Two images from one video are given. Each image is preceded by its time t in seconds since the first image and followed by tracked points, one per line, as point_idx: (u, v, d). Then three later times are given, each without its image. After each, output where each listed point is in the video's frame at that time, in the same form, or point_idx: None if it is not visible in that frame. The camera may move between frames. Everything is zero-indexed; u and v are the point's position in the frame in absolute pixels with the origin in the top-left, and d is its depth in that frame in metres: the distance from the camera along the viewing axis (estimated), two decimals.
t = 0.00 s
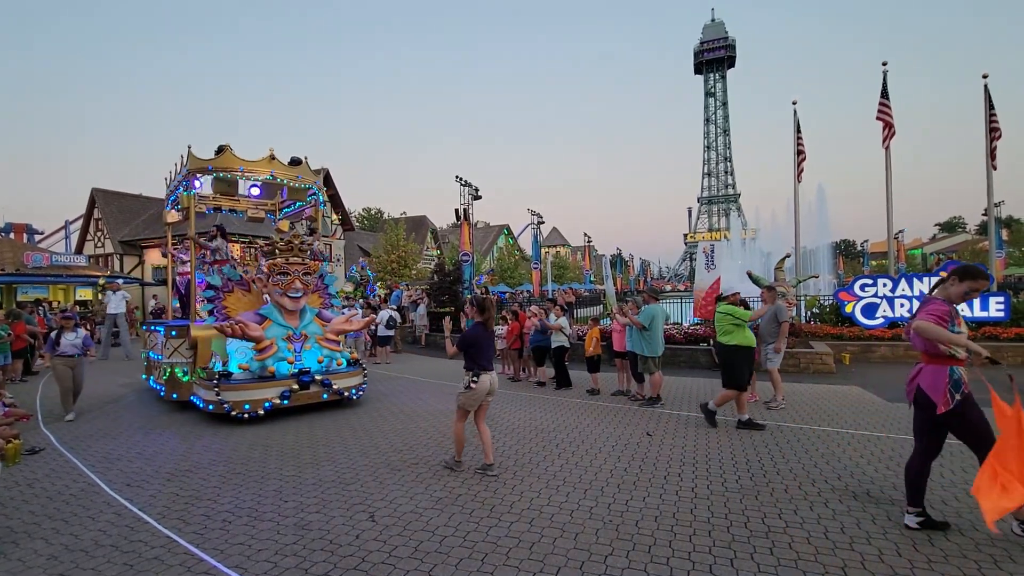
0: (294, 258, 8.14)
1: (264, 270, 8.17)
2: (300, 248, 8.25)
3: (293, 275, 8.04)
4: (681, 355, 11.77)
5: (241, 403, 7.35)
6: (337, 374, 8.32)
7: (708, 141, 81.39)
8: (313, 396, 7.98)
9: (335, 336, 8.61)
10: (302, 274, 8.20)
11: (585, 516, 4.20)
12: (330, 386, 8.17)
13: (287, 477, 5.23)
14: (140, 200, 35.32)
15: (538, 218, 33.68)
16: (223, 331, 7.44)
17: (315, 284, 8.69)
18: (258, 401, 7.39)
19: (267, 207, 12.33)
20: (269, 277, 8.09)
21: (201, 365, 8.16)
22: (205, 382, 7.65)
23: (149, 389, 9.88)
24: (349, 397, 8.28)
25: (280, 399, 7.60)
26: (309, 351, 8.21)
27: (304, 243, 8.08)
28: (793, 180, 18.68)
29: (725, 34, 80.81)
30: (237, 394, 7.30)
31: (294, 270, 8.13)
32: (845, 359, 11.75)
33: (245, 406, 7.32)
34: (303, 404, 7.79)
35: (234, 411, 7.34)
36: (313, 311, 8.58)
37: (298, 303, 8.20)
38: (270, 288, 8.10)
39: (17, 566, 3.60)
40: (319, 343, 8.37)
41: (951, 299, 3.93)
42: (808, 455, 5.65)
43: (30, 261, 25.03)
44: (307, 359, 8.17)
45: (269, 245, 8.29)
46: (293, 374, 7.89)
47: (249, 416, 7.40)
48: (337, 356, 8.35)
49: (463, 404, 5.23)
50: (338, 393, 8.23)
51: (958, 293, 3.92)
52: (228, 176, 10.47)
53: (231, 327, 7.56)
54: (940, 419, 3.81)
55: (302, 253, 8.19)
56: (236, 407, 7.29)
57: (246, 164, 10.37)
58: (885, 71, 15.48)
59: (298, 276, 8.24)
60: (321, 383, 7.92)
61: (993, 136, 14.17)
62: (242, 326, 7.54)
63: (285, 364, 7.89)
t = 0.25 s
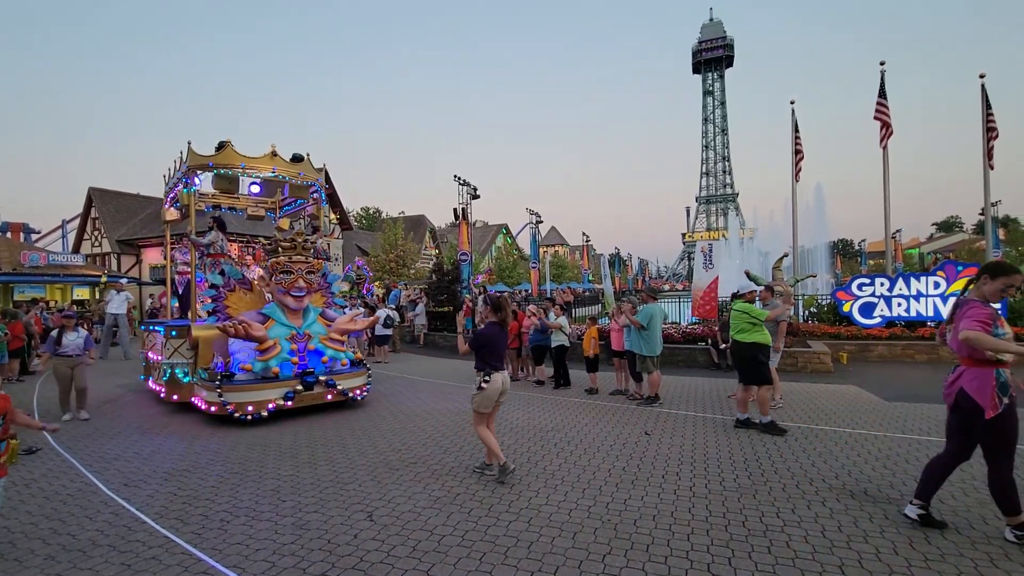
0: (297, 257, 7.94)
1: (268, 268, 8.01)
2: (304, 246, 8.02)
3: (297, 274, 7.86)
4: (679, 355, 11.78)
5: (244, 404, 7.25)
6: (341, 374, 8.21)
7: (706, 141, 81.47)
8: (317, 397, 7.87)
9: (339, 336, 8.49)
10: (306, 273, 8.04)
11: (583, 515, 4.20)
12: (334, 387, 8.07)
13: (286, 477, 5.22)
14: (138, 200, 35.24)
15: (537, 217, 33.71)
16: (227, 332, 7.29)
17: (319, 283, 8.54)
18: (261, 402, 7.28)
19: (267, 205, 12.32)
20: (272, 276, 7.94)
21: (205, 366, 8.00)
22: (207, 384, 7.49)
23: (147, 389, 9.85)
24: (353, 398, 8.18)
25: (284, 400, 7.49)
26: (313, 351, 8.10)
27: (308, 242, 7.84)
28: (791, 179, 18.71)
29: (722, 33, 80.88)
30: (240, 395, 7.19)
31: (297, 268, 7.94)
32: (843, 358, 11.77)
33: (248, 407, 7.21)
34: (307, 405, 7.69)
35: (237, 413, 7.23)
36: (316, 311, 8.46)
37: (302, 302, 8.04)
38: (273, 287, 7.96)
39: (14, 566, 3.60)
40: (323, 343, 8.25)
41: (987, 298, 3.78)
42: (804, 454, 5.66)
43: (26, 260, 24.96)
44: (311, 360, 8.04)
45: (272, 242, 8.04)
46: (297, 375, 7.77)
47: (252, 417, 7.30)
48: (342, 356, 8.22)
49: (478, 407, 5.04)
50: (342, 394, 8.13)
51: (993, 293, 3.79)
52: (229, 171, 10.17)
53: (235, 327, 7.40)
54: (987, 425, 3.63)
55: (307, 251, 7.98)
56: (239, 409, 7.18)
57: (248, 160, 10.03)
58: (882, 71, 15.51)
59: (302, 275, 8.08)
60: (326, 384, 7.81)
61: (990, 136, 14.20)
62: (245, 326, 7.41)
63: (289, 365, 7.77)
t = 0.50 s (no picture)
0: (301, 255, 7.85)
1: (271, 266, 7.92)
2: (307, 244, 7.94)
3: (301, 271, 7.76)
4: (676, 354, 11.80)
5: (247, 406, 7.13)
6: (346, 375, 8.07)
7: (703, 140, 81.54)
8: (321, 398, 7.75)
9: (343, 335, 8.39)
10: (310, 271, 7.94)
11: (581, 514, 4.20)
12: (339, 387, 7.95)
13: (283, 476, 5.21)
14: (134, 198, 35.11)
15: (534, 217, 33.69)
16: (229, 331, 7.26)
17: (322, 282, 8.46)
18: (264, 404, 7.17)
19: (267, 203, 12.19)
20: (275, 274, 7.84)
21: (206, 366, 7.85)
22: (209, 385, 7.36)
23: (144, 389, 9.82)
24: (358, 399, 8.07)
25: (288, 400, 7.37)
26: (317, 351, 7.97)
27: (311, 239, 7.75)
28: (788, 179, 18.73)
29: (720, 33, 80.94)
30: (243, 397, 7.08)
31: (301, 266, 7.84)
32: (839, 358, 11.79)
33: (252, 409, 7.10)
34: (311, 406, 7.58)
35: (240, 415, 7.10)
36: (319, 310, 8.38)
37: (305, 301, 7.92)
38: (276, 285, 7.85)
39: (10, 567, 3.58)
40: (327, 343, 8.13)
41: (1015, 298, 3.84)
42: (801, 453, 5.67)
43: (22, 259, 24.85)
44: (315, 360, 7.92)
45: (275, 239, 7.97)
46: (300, 375, 7.65)
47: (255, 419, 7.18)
48: (346, 356, 8.11)
49: (497, 410, 5.01)
50: (347, 394, 8.02)
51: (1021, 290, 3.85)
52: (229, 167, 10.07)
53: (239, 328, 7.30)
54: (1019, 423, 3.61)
55: (311, 249, 7.91)
56: (242, 411, 7.05)
57: (250, 156, 9.96)
58: (879, 71, 15.54)
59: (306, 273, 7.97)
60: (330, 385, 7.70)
61: (986, 136, 14.25)
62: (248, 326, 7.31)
63: (292, 365, 7.64)
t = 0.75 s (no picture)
0: (305, 254, 7.77)
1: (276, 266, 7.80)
2: (312, 243, 7.85)
3: (306, 270, 7.65)
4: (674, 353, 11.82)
5: (252, 407, 7.03)
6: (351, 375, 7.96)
7: (701, 140, 81.63)
8: (327, 399, 7.63)
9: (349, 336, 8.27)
10: (315, 270, 7.83)
11: (579, 514, 4.20)
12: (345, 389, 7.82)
13: (281, 477, 5.20)
14: (132, 199, 35.03)
15: (532, 216, 33.69)
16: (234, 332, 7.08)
17: (327, 282, 8.34)
18: (270, 406, 7.07)
19: (267, 202, 12.28)
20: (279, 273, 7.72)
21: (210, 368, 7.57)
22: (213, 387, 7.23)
23: (142, 389, 9.81)
24: (364, 400, 7.98)
25: (294, 402, 7.27)
26: (322, 351, 7.84)
27: (316, 238, 7.66)
28: (786, 178, 18.76)
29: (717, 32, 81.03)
30: (248, 399, 6.97)
31: (306, 266, 7.72)
32: (837, 357, 11.82)
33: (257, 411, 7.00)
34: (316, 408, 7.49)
35: (244, 416, 7.01)
36: (324, 310, 8.26)
37: (310, 301, 7.81)
38: (281, 285, 7.73)
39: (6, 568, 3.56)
40: (332, 343, 8.02)
41: None
42: (799, 452, 5.69)
43: (19, 259, 24.76)
44: (320, 361, 7.81)
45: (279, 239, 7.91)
46: (306, 376, 7.53)
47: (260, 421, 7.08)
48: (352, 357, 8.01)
49: (508, 411, 4.69)
50: (353, 395, 7.89)
51: None
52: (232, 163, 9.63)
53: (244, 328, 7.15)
54: None
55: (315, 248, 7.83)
56: (247, 412, 6.96)
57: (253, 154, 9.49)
58: (876, 71, 15.59)
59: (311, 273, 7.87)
60: (336, 386, 7.57)
61: (983, 135, 14.29)
62: (253, 327, 7.16)
63: (298, 366, 7.52)
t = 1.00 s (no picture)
0: (310, 252, 7.69)
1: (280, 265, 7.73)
2: (318, 241, 7.76)
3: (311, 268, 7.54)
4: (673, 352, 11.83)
5: (257, 409, 6.91)
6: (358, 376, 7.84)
7: (699, 139, 81.69)
8: (333, 400, 7.50)
9: (355, 335, 8.14)
10: (320, 269, 7.72)
11: (577, 513, 4.20)
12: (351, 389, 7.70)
13: (279, 477, 5.19)
14: (129, 198, 34.89)
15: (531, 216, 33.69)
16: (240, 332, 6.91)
17: (333, 281, 8.20)
18: (275, 408, 6.95)
19: (268, 200, 12.31)
20: (284, 272, 7.64)
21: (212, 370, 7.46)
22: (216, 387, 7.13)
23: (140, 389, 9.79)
24: (370, 400, 7.87)
25: (300, 403, 7.16)
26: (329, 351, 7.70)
27: (321, 236, 7.59)
28: (784, 177, 18.78)
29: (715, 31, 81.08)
30: (253, 400, 6.86)
31: (310, 264, 7.64)
32: (835, 355, 11.85)
33: (262, 412, 6.89)
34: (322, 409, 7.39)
35: (249, 418, 6.88)
36: (330, 309, 8.12)
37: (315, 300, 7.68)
38: (286, 284, 7.63)
39: (3, 568, 3.56)
40: (339, 343, 7.88)
41: None
42: (797, 450, 5.70)
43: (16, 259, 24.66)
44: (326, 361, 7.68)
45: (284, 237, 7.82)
46: (312, 377, 7.40)
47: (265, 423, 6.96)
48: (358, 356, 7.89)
49: (526, 413, 4.59)
50: (360, 396, 7.77)
51: None
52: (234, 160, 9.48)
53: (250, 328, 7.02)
54: None
55: (320, 246, 7.73)
56: (252, 414, 6.83)
57: (256, 151, 9.36)
58: (874, 70, 15.60)
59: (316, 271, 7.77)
60: (342, 387, 7.44)
61: (980, 134, 14.32)
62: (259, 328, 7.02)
63: (303, 367, 7.40)
